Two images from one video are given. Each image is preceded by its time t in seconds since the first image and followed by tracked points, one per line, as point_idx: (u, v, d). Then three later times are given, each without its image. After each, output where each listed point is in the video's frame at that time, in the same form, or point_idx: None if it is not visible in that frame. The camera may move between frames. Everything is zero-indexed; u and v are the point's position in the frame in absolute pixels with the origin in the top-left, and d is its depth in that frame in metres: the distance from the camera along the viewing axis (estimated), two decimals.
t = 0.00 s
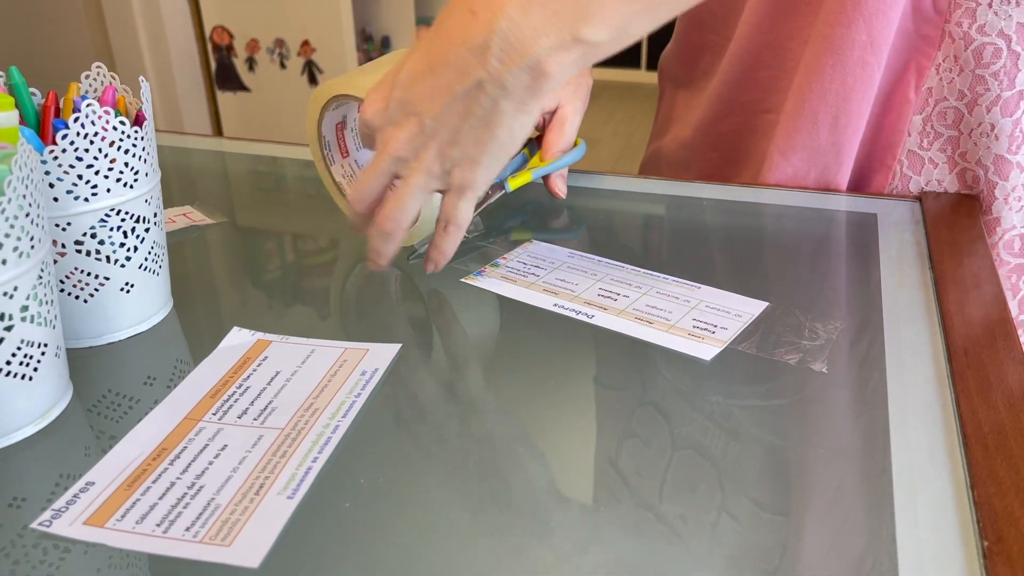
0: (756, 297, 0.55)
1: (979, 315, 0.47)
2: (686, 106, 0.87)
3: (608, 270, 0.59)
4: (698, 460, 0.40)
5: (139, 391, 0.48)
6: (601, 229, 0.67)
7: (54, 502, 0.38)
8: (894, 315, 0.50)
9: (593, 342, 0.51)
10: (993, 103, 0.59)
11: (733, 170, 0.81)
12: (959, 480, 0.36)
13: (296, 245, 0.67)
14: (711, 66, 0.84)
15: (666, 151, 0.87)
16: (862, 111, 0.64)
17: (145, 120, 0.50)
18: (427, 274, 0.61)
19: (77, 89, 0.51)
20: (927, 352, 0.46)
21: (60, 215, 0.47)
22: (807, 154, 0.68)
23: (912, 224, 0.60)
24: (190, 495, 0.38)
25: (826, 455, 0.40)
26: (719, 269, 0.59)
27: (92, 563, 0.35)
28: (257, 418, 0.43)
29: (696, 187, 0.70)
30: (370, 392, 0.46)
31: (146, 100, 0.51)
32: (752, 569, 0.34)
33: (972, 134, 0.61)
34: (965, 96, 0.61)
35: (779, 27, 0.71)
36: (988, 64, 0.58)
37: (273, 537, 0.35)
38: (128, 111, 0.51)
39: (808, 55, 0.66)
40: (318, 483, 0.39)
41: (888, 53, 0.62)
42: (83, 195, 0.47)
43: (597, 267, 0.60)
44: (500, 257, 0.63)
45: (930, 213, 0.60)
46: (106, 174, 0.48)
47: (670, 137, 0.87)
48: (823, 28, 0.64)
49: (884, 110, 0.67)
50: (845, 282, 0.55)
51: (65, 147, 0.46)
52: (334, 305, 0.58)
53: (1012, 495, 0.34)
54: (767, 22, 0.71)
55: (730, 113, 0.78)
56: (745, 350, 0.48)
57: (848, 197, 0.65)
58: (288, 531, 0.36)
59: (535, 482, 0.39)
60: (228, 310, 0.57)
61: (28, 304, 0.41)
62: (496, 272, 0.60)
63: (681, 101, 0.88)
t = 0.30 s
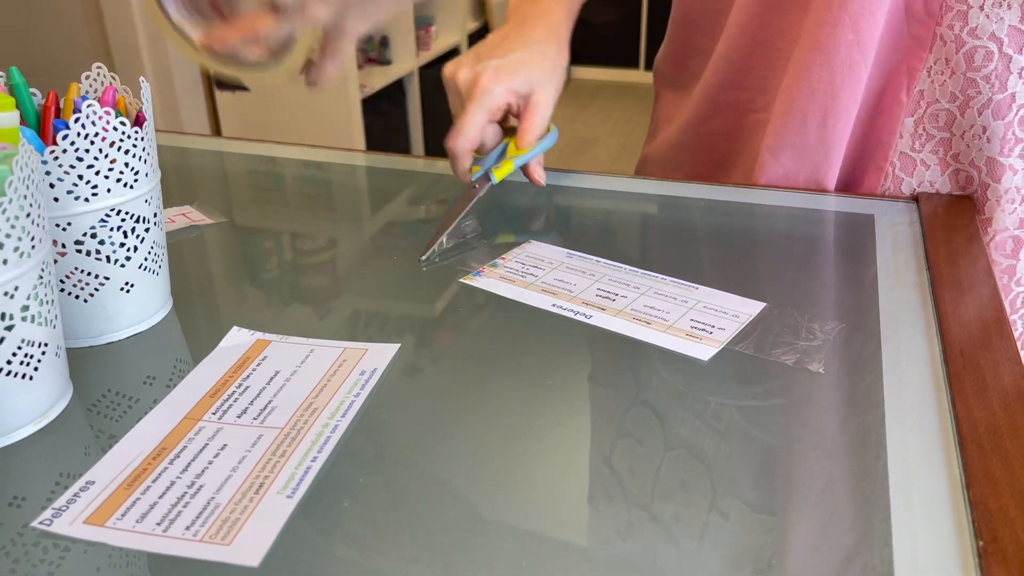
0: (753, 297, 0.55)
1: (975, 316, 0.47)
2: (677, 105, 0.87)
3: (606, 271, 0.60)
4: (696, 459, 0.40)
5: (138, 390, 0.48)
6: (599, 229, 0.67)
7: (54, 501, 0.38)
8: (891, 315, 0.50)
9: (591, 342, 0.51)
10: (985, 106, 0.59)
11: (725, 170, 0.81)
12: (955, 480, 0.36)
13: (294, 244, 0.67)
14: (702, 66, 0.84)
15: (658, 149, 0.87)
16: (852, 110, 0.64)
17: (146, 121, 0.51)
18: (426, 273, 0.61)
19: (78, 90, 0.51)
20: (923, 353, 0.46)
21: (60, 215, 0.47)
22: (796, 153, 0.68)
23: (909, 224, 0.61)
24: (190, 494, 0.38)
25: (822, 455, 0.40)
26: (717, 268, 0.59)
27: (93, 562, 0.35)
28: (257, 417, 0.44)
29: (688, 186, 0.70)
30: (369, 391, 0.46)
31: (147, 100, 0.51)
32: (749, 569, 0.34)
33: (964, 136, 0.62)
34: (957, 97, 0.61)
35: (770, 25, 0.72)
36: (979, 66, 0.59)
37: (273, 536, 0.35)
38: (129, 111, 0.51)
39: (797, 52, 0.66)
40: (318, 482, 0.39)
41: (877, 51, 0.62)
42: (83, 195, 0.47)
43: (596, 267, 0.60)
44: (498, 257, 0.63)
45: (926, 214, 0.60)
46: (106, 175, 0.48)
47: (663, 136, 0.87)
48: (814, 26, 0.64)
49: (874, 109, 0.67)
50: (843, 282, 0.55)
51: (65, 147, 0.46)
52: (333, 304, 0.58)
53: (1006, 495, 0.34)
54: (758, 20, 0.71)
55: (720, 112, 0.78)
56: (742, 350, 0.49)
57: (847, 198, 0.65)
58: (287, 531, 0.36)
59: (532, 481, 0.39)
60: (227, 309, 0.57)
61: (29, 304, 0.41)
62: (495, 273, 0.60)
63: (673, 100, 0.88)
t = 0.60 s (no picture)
0: (749, 297, 0.55)
1: (969, 317, 0.47)
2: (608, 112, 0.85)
3: (602, 271, 0.60)
4: (691, 460, 0.40)
5: (133, 390, 0.48)
6: (594, 228, 0.67)
7: (48, 501, 0.38)
8: (886, 315, 0.50)
9: (586, 342, 0.51)
10: (965, 94, 0.61)
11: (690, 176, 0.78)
12: (949, 481, 0.37)
13: (290, 244, 0.67)
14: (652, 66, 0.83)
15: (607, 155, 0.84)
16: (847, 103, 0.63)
17: (140, 120, 0.51)
18: (422, 272, 0.61)
19: (72, 89, 0.51)
20: (918, 353, 0.46)
21: (55, 214, 0.47)
22: (790, 149, 0.67)
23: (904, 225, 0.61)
24: (184, 494, 0.38)
25: (817, 455, 0.40)
26: (713, 268, 0.59)
27: (86, 562, 0.35)
28: (251, 417, 0.43)
29: (682, 186, 0.69)
30: (364, 391, 0.46)
31: (142, 100, 0.51)
32: (743, 569, 0.34)
33: (944, 127, 0.62)
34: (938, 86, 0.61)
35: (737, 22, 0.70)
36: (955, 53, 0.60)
37: (267, 536, 0.35)
38: (124, 111, 0.51)
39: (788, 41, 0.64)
40: (312, 482, 0.39)
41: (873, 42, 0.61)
42: (77, 194, 0.47)
43: (592, 267, 0.60)
44: (494, 257, 0.63)
45: (921, 215, 0.60)
46: (101, 174, 0.48)
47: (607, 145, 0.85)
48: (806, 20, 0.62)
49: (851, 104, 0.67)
50: (838, 282, 0.55)
51: (59, 146, 0.46)
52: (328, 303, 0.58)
53: (1000, 495, 0.34)
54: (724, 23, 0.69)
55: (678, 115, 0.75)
56: (738, 350, 0.49)
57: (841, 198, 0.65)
58: (282, 531, 0.36)
59: (528, 480, 0.40)
60: (222, 309, 0.57)
61: (22, 304, 0.41)
62: (490, 272, 0.60)
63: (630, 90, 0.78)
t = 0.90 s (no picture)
0: (745, 297, 0.55)
1: (965, 318, 0.47)
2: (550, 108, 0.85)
3: (599, 271, 0.60)
4: (688, 460, 0.40)
5: (129, 388, 0.48)
6: (590, 228, 0.67)
7: (44, 500, 0.38)
8: (881, 316, 0.50)
9: (584, 341, 0.51)
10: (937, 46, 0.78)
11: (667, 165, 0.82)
12: (944, 481, 0.37)
13: (286, 243, 0.67)
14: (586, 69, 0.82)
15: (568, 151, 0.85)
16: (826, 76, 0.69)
17: (137, 119, 0.51)
18: (419, 272, 0.61)
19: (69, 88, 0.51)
20: (914, 354, 0.46)
21: (51, 213, 0.47)
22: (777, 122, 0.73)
23: (900, 227, 0.61)
24: (181, 493, 0.38)
25: (815, 455, 0.40)
26: (710, 268, 0.59)
27: (82, 561, 0.35)
28: (248, 416, 0.43)
29: (681, 187, 0.70)
30: (361, 390, 0.46)
31: (139, 99, 0.51)
32: (742, 569, 0.34)
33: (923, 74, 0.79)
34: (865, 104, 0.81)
35: None
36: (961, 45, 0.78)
37: (263, 536, 0.35)
38: (121, 110, 0.51)
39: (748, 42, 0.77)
40: (310, 482, 0.39)
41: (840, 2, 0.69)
42: (74, 193, 0.47)
43: (589, 267, 0.60)
44: (491, 257, 0.63)
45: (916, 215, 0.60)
46: (97, 173, 0.48)
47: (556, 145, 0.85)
48: None
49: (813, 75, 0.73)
50: (834, 282, 0.56)
51: (56, 145, 0.46)
52: (325, 302, 0.58)
53: (995, 496, 0.34)
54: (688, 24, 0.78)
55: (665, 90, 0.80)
56: (735, 350, 0.49)
57: (838, 200, 0.65)
58: (278, 531, 0.36)
59: (527, 479, 0.39)
60: (218, 308, 0.57)
61: (19, 303, 0.41)
62: (488, 272, 0.60)
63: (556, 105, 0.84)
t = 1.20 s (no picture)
0: (743, 297, 0.55)
1: (962, 316, 0.47)
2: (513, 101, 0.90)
3: (597, 270, 0.60)
4: (689, 458, 0.41)
5: (127, 387, 0.48)
6: (588, 227, 0.67)
7: (41, 499, 0.38)
8: (879, 316, 0.50)
9: (582, 340, 0.51)
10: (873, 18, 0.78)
11: (632, 157, 0.88)
12: (943, 480, 0.37)
13: (283, 242, 0.67)
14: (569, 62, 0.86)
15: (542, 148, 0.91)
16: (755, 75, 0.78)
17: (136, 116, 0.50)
18: (417, 271, 0.61)
19: (66, 86, 0.51)
20: (912, 354, 0.46)
21: (49, 211, 0.47)
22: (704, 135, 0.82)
23: (898, 227, 0.61)
24: (179, 492, 0.38)
25: (816, 455, 0.40)
26: (708, 268, 0.59)
27: (79, 560, 0.35)
28: (247, 415, 0.43)
29: (677, 186, 0.70)
30: (360, 389, 0.46)
31: (136, 97, 0.51)
32: (745, 567, 0.34)
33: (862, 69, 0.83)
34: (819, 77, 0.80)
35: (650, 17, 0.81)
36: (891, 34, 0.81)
37: (261, 535, 0.35)
38: (119, 108, 0.51)
39: (712, 41, 0.79)
40: (308, 480, 0.39)
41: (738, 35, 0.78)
42: (71, 191, 0.47)
43: (587, 266, 0.60)
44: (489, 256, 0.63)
45: (914, 213, 0.60)
46: (95, 171, 0.48)
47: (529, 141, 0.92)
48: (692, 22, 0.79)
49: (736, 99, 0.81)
50: (831, 282, 0.56)
51: (53, 143, 0.46)
52: (322, 302, 0.58)
53: (993, 495, 0.34)
54: (659, 22, 0.81)
55: (634, 85, 0.85)
56: (734, 349, 0.49)
57: (835, 199, 0.65)
58: (276, 529, 0.36)
59: (527, 477, 0.39)
60: (215, 307, 0.57)
61: (16, 301, 0.41)
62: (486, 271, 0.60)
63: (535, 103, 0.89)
